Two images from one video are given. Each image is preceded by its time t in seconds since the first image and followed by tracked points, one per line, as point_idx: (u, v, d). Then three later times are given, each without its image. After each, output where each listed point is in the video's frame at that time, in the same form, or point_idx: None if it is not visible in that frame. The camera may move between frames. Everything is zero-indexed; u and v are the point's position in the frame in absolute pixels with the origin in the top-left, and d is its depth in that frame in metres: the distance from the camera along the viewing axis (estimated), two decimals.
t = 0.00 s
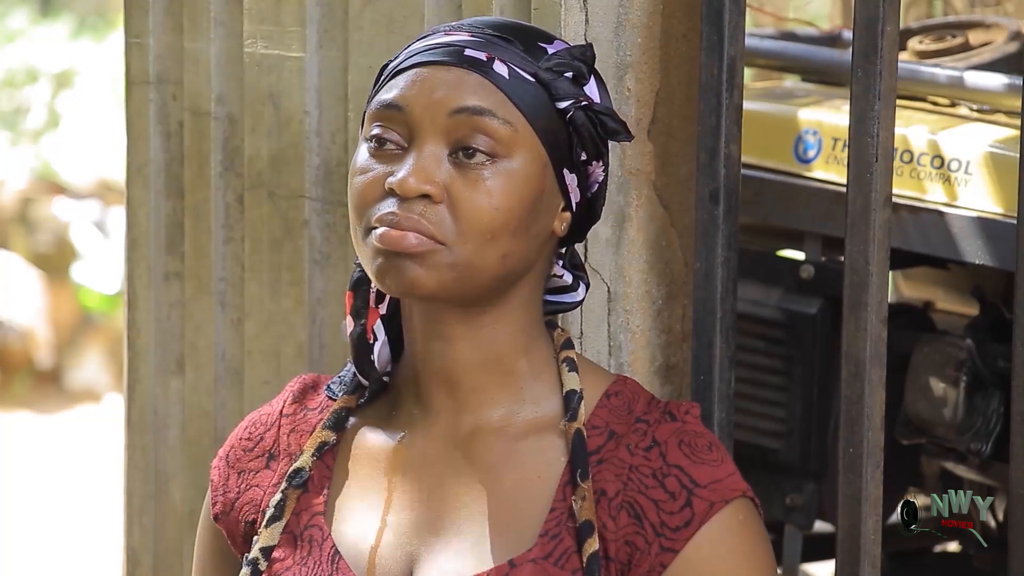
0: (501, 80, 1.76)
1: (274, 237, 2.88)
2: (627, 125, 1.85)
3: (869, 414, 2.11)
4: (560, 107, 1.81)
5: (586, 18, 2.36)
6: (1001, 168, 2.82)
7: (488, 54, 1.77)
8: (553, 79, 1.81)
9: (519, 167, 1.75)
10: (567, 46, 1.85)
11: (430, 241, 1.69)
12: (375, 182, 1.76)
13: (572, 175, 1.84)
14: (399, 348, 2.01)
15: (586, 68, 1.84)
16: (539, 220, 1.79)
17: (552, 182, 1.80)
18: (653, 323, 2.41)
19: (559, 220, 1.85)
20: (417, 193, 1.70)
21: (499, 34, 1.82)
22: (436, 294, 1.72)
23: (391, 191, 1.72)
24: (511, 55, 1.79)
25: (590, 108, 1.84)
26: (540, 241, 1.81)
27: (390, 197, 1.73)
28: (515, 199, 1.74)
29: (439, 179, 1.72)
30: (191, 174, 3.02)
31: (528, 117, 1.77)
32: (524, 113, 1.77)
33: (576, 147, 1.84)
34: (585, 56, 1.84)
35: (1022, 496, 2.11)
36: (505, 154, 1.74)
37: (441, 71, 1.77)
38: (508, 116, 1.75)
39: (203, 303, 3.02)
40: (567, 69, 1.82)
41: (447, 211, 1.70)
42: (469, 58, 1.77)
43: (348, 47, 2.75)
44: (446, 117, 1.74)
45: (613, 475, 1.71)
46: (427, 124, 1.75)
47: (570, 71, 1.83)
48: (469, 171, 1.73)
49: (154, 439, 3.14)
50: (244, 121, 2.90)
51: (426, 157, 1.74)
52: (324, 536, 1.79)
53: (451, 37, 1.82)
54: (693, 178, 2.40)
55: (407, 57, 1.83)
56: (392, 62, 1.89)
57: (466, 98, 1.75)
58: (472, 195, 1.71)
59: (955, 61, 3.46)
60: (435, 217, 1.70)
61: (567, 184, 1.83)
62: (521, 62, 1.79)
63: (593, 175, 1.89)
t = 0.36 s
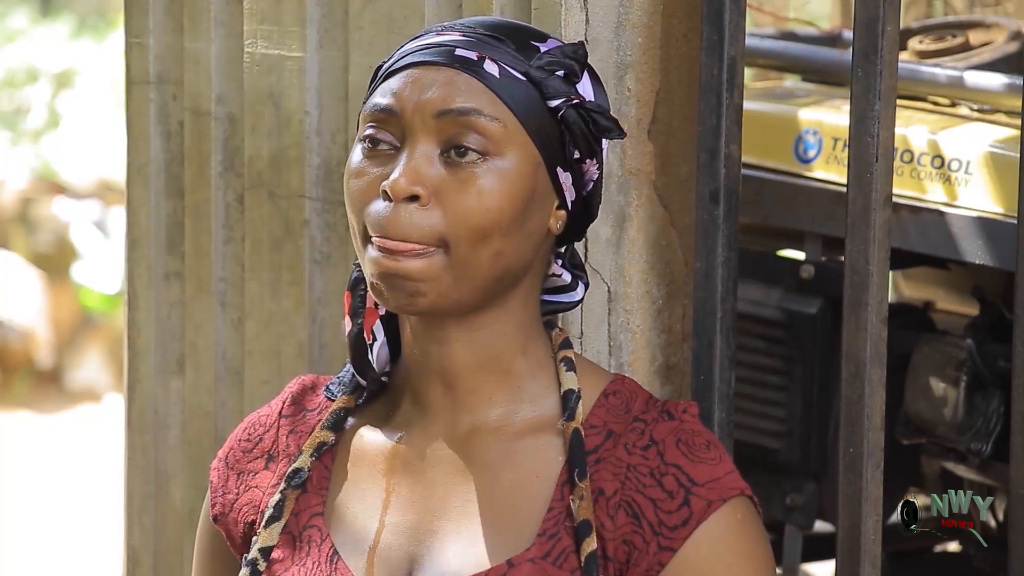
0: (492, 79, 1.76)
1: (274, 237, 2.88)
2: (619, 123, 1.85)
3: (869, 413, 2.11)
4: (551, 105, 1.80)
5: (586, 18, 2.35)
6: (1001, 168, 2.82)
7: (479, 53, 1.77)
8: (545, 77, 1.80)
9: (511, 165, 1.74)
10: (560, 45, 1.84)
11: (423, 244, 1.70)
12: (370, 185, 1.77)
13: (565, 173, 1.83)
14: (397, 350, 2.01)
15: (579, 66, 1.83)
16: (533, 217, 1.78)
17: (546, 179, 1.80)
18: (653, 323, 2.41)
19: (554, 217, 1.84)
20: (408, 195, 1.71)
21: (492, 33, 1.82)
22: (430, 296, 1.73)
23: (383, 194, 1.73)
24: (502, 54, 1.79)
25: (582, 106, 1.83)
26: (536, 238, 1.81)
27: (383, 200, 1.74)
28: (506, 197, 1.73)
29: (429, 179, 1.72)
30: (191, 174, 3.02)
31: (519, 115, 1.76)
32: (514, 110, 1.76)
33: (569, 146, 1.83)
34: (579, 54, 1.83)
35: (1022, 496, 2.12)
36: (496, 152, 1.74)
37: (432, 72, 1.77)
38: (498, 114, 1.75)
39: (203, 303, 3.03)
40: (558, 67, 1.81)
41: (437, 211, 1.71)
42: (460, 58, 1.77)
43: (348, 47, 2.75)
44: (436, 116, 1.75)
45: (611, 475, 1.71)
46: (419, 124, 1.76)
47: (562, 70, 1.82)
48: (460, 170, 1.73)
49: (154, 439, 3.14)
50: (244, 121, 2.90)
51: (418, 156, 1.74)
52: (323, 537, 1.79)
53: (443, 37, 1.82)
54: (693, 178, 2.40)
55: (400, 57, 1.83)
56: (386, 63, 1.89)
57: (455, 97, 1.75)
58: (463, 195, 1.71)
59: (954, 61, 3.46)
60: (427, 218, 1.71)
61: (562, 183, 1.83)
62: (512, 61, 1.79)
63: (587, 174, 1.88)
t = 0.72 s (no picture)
0: (502, 81, 1.76)
1: (274, 237, 2.88)
2: (627, 128, 1.85)
3: (869, 414, 2.11)
4: (560, 109, 1.81)
5: (586, 18, 2.35)
6: (1001, 168, 2.82)
7: (488, 55, 1.78)
8: (553, 80, 1.81)
9: (519, 168, 1.75)
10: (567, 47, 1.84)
11: (432, 246, 1.70)
12: (377, 185, 1.76)
13: (572, 176, 1.83)
14: (398, 351, 2.01)
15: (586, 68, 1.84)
16: (540, 220, 1.79)
17: (552, 183, 1.80)
18: (653, 323, 2.41)
19: (558, 221, 1.84)
20: (417, 196, 1.70)
21: (499, 34, 1.82)
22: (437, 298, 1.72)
23: (392, 194, 1.72)
24: (510, 56, 1.79)
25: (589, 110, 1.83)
26: (541, 241, 1.81)
27: (391, 200, 1.73)
28: (515, 201, 1.74)
29: (439, 182, 1.72)
30: (191, 174, 3.02)
31: (529, 117, 1.77)
32: (523, 113, 1.76)
33: (576, 149, 1.83)
34: (586, 57, 1.84)
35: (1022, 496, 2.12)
36: (505, 155, 1.74)
37: (441, 73, 1.77)
38: (507, 117, 1.75)
39: (203, 303, 3.03)
40: (567, 71, 1.82)
41: (446, 213, 1.71)
42: (469, 61, 1.77)
43: (348, 47, 2.75)
44: (446, 119, 1.75)
45: (612, 475, 1.71)
46: (428, 127, 1.75)
47: (571, 73, 1.82)
48: (470, 173, 1.73)
49: (154, 439, 3.14)
50: (244, 121, 2.90)
51: (427, 158, 1.74)
52: (323, 538, 1.79)
53: (451, 38, 1.82)
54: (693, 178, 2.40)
55: (408, 59, 1.83)
56: (391, 64, 1.89)
57: (465, 101, 1.75)
58: (472, 198, 1.71)
59: (955, 61, 3.46)
60: (436, 220, 1.70)
61: (568, 186, 1.83)
62: (521, 64, 1.79)
63: (593, 176, 1.88)
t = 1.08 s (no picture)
0: (494, 82, 1.76)
1: (274, 237, 2.88)
2: (619, 125, 1.85)
3: (869, 414, 2.11)
4: (551, 108, 1.81)
5: (586, 18, 2.36)
6: (1001, 168, 2.82)
7: (479, 56, 1.77)
8: (545, 80, 1.80)
9: (512, 168, 1.75)
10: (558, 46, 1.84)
11: (426, 245, 1.70)
12: (371, 187, 1.77)
13: (566, 173, 1.83)
14: (397, 351, 2.01)
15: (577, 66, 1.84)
16: (534, 220, 1.79)
17: (546, 183, 1.80)
18: (652, 323, 2.41)
19: (553, 220, 1.85)
20: (411, 197, 1.71)
21: (490, 35, 1.82)
22: (431, 298, 1.72)
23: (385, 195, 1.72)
24: (501, 57, 1.79)
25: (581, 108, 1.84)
26: (536, 241, 1.81)
27: (385, 201, 1.73)
28: (508, 199, 1.74)
29: (432, 183, 1.72)
30: (191, 174, 3.02)
31: (521, 117, 1.77)
32: (515, 113, 1.76)
33: (569, 147, 1.83)
34: (577, 57, 1.84)
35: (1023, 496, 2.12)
36: (497, 155, 1.74)
37: (431, 76, 1.77)
38: (498, 118, 1.75)
39: (203, 303, 3.03)
40: (558, 69, 1.82)
41: (440, 213, 1.71)
42: (461, 62, 1.77)
43: (349, 47, 2.75)
44: (438, 120, 1.75)
45: (612, 475, 1.71)
46: (419, 128, 1.75)
47: (562, 72, 1.83)
48: (462, 172, 1.73)
49: (154, 439, 3.14)
50: (244, 121, 2.90)
51: (419, 160, 1.74)
52: (323, 538, 1.79)
53: (442, 40, 1.82)
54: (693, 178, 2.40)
55: (400, 62, 1.83)
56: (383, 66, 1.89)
57: (456, 102, 1.75)
58: (465, 197, 1.71)
59: (954, 61, 3.46)
60: (429, 220, 1.70)
61: (562, 185, 1.83)
62: (512, 64, 1.79)
63: (587, 175, 1.89)
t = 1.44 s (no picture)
0: (449, 141, 1.66)
1: (274, 237, 2.88)
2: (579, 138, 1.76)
3: (869, 413, 2.11)
4: (510, 143, 1.71)
5: (586, 18, 2.36)
6: (1001, 168, 2.82)
7: (424, 112, 1.67)
8: (498, 116, 1.71)
9: (487, 215, 1.68)
10: (502, 62, 1.73)
11: (419, 317, 1.67)
12: (348, 251, 1.71)
13: (538, 193, 1.75)
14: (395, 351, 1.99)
15: (526, 83, 1.73)
16: (518, 246, 1.73)
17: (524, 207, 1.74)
18: (653, 323, 2.41)
19: (535, 232, 1.79)
20: (392, 274, 1.66)
21: (431, 74, 1.70)
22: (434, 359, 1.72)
23: (365, 274, 1.67)
24: (447, 105, 1.68)
25: (540, 130, 1.74)
26: (523, 258, 1.76)
27: (366, 274, 1.68)
28: (487, 253, 1.68)
29: (411, 252, 1.66)
30: (191, 174, 3.02)
31: (483, 168, 1.68)
32: (476, 165, 1.67)
33: (537, 170, 1.74)
34: (524, 78, 1.73)
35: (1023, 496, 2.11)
36: (469, 211, 1.67)
37: (381, 146, 1.67)
38: (461, 174, 1.66)
39: (202, 303, 3.03)
40: (507, 100, 1.71)
41: (425, 284, 1.67)
42: (408, 125, 1.66)
43: (349, 47, 2.75)
44: (399, 193, 1.65)
45: (614, 476, 1.68)
46: (382, 203, 1.66)
47: (511, 101, 1.72)
48: (437, 238, 1.66)
49: (154, 439, 3.14)
50: (244, 121, 2.90)
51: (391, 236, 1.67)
52: (324, 538, 1.79)
53: (384, 92, 1.70)
54: (693, 178, 2.40)
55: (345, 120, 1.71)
56: (326, 120, 1.78)
57: (416, 172, 1.65)
58: (446, 264, 1.66)
59: (954, 61, 3.46)
60: (416, 293, 1.67)
61: (534, 200, 1.75)
62: (460, 111, 1.68)
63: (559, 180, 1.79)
